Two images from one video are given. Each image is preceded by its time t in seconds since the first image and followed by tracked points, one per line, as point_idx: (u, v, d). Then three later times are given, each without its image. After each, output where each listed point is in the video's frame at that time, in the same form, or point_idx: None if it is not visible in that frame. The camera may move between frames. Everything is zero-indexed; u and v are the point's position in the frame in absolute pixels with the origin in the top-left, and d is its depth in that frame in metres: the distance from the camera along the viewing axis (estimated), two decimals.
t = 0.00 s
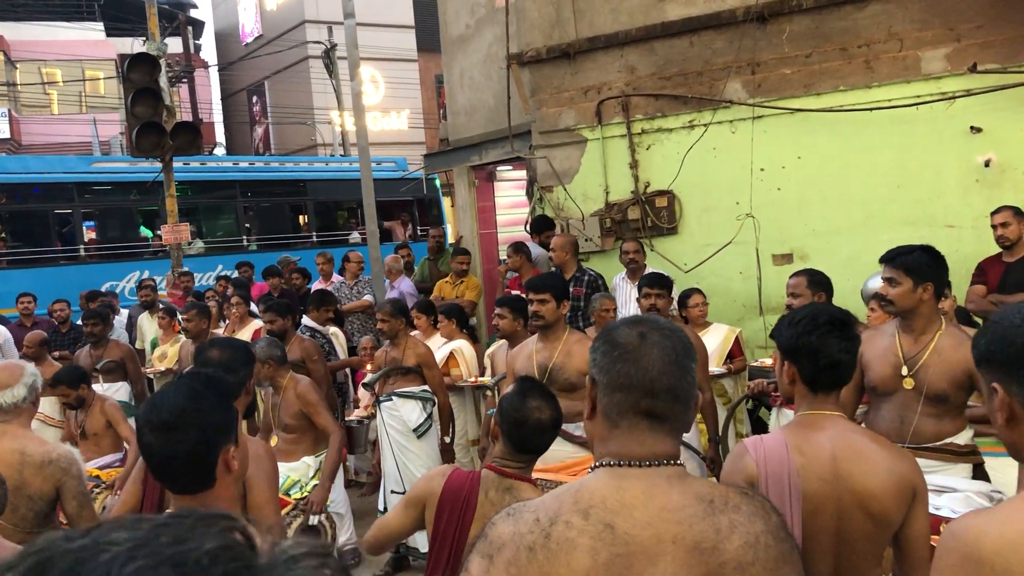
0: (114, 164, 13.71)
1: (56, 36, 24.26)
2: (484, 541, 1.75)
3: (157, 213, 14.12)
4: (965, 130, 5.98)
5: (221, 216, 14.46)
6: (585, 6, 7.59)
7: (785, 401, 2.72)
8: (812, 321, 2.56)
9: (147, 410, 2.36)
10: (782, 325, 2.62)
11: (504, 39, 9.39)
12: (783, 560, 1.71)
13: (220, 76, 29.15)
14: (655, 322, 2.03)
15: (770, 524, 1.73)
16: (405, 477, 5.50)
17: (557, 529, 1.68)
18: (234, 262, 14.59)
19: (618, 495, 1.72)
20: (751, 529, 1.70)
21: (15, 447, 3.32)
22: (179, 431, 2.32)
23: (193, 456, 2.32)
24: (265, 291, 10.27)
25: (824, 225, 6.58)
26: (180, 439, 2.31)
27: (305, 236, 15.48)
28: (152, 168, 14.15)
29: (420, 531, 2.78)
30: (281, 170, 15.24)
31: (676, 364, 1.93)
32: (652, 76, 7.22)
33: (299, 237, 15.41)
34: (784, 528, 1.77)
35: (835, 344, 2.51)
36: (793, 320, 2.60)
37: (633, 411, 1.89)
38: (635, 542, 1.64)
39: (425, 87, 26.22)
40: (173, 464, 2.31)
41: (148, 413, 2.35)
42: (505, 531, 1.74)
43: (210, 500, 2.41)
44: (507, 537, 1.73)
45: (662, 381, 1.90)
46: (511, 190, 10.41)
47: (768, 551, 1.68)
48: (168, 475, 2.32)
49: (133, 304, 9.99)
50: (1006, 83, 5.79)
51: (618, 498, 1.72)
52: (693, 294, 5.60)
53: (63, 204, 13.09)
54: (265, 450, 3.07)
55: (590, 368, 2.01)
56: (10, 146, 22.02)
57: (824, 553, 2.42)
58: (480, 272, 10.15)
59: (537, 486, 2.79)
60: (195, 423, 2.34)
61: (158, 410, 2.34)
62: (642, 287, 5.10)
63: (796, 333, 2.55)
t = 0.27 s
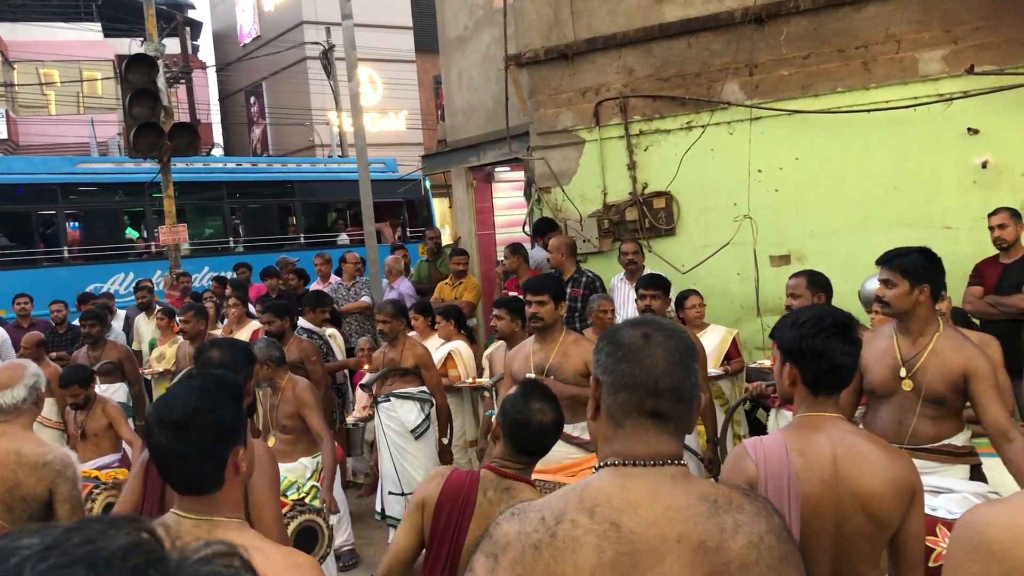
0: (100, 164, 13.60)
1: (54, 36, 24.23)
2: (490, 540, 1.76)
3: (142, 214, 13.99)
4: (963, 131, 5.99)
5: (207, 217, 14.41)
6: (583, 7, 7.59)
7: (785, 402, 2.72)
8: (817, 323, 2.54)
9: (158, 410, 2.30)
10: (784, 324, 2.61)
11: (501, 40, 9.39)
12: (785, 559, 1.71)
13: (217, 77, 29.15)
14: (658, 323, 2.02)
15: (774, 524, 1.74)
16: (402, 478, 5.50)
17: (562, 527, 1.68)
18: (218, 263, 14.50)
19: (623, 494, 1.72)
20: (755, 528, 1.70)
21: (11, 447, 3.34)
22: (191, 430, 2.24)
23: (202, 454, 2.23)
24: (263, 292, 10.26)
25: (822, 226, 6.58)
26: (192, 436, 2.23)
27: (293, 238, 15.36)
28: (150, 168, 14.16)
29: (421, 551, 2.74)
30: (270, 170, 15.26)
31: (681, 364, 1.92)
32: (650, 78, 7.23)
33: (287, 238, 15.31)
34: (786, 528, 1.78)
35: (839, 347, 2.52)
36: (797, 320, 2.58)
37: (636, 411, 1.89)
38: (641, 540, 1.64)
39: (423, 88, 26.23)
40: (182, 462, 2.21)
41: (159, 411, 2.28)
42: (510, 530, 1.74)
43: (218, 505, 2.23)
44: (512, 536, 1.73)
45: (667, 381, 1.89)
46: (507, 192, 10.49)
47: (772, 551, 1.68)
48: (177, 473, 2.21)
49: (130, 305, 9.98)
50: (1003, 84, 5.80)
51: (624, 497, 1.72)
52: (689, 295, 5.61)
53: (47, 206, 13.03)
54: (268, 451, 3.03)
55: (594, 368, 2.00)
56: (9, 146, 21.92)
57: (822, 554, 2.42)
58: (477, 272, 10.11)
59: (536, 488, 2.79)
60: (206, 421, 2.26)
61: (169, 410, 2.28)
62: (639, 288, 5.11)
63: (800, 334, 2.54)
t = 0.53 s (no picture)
0: (86, 164, 13.43)
1: (52, 36, 24.22)
2: (495, 541, 1.75)
3: (128, 216, 13.81)
4: (961, 132, 6.00)
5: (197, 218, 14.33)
6: (581, 8, 7.59)
7: (784, 402, 2.73)
8: (817, 324, 2.54)
9: (161, 411, 2.18)
10: (784, 325, 2.61)
11: (500, 40, 9.39)
12: (787, 557, 1.72)
13: (216, 77, 29.13)
14: (658, 322, 2.01)
15: (776, 522, 1.75)
16: (400, 478, 5.50)
17: (569, 527, 1.67)
18: (206, 265, 14.45)
19: (629, 493, 1.72)
20: (758, 527, 1.71)
21: (13, 446, 3.36)
22: (199, 428, 2.14)
23: (214, 454, 2.13)
24: (261, 292, 10.25)
25: (820, 227, 6.59)
26: (201, 436, 2.13)
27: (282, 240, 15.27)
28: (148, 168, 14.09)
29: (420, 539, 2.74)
30: (264, 170, 15.25)
31: (684, 364, 1.92)
32: (648, 78, 7.23)
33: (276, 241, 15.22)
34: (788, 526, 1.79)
35: (839, 349, 2.52)
36: (796, 321, 2.58)
37: (641, 410, 1.88)
38: (648, 539, 1.64)
39: (421, 88, 26.21)
40: (193, 465, 2.11)
41: (163, 413, 2.17)
42: (515, 531, 1.73)
43: (227, 504, 2.14)
44: (518, 536, 1.72)
45: (671, 380, 1.88)
46: (506, 192, 10.41)
47: (775, 548, 1.70)
48: (187, 476, 2.10)
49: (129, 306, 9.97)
50: (1002, 85, 5.81)
51: (629, 496, 1.72)
52: (688, 296, 5.62)
53: (32, 207, 12.87)
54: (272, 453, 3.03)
55: (596, 369, 1.99)
56: (8, 147, 21.88)
57: (817, 554, 2.43)
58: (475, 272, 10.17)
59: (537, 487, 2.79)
60: (215, 422, 2.17)
61: (175, 411, 2.17)
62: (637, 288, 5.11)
63: (800, 335, 2.54)
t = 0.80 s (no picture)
0: (77, 164, 13.43)
1: (52, 36, 24.21)
2: (500, 542, 1.75)
3: (120, 216, 13.76)
4: (961, 131, 6.00)
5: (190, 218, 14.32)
6: (581, 8, 7.59)
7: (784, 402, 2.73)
8: (816, 323, 2.54)
9: (155, 420, 2.16)
10: (781, 326, 2.61)
11: (500, 40, 9.39)
12: (791, 555, 1.73)
13: (216, 77, 29.12)
14: (659, 320, 1.98)
15: (780, 520, 1.76)
16: (400, 479, 5.51)
17: (575, 528, 1.67)
18: (197, 265, 14.38)
19: (635, 494, 1.72)
20: (762, 525, 1.72)
21: (24, 446, 3.38)
22: (196, 433, 2.12)
23: (213, 455, 2.12)
24: (261, 292, 10.25)
25: (820, 226, 6.59)
26: (199, 440, 2.12)
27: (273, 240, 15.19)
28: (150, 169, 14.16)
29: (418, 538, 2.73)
30: (263, 171, 15.26)
31: (687, 363, 1.89)
32: (648, 78, 7.23)
33: (268, 241, 15.14)
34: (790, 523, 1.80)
35: (839, 346, 2.52)
36: (794, 320, 2.58)
37: (645, 410, 1.86)
38: (653, 539, 1.64)
39: (422, 88, 26.22)
40: (195, 468, 2.09)
41: (159, 421, 2.15)
42: (521, 532, 1.73)
43: (227, 505, 2.12)
44: (523, 538, 1.72)
45: (674, 379, 1.86)
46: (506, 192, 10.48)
47: (779, 546, 1.71)
48: (191, 479, 2.08)
49: (129, 306, 9.97)
50: (1002, 85, 5.81)
51: (634, 496, 1.71)
52: (687, 296, 5.61)
53: (21, 207, 12.82)
54: (279, 456, 3.02)
55: (596, 370, 1.96)
56: (8, 147, 21.85)
57: (815, 553, 2.43)
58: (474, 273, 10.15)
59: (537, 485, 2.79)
60: (211, 425, 2.15)
61: (170, 417, 2.15)
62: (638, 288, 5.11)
63: (799, 336, 2.54)
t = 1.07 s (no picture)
0: (70, 164, 13.27)
1: (55, 36, 24.22)
2: (502, 546, 1.74)
3: (113, 216, 13.66)
4: (964, 130, 5.99)
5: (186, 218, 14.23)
6: (583, 7, 7.59)
7: (787, 400, 2.72)
8: (820, 321, 2.55)
9: (161, 411, 2.16)
10: (785, 324, 2.61)
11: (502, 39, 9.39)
12: (794, 557, 1.74)
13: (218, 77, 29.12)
14: (660, 320, 1.95)
15: (783, 523, 1.77)
16: (402, 478, 5.50)
17: (577, 534, 1.67)
18: (195, 265, 14.30)
19: (638, 499, 1.71)
20: (766, 529, 1.72)
21: (35, 444, 3.37)
22: (200, 428, 2.13)
23: (214, 452, 2.12)
24: (264, 292, 10.25)
25: (823, 225, 6.58)
26: (202, 437, 2.12)
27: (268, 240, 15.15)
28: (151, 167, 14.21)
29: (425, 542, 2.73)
30: (264, 170, 15.28)
31: (689, 365, 1.86)
32: (651, 77, 7.22)
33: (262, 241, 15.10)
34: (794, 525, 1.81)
35: (842, 345, 2.52)
36: (798, 320, 2.59)
37: (650, 415, 1.84)
38: (657, 546, 1.64)
39: (423, 88, 26.22)
40: (196, 464, 2.10)
41: (164, 413, 2.15)
42: (523, 536, 1.73)
43: (226, 503, 2.12)
44: (525, 542, 1.72)
45: (677, 383, 1.84)
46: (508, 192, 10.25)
47: (782, 549, 1.72)
48: (192, 475, 2.09)
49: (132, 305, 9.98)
50: (1005, 83, 5.80)
51: (638, 501, 1.71)
52: (688, 295, 5.60)
53: (14, 206, 12.65)
54: (288, 460, 3.03)
55: (597, 373, 1.93)
56: (11, 147, 21.86)
57: (818, 552, 2.43)
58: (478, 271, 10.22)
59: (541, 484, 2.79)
60: (216, 421, 2.16)
61: (176, 410, 2.15)
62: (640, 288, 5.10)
63: (803, 334, 2.54)
